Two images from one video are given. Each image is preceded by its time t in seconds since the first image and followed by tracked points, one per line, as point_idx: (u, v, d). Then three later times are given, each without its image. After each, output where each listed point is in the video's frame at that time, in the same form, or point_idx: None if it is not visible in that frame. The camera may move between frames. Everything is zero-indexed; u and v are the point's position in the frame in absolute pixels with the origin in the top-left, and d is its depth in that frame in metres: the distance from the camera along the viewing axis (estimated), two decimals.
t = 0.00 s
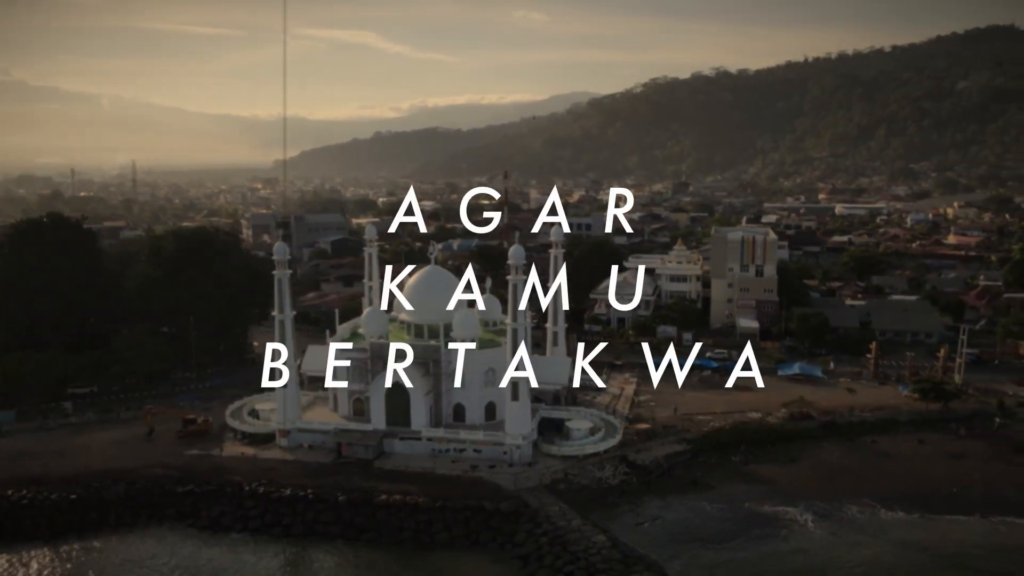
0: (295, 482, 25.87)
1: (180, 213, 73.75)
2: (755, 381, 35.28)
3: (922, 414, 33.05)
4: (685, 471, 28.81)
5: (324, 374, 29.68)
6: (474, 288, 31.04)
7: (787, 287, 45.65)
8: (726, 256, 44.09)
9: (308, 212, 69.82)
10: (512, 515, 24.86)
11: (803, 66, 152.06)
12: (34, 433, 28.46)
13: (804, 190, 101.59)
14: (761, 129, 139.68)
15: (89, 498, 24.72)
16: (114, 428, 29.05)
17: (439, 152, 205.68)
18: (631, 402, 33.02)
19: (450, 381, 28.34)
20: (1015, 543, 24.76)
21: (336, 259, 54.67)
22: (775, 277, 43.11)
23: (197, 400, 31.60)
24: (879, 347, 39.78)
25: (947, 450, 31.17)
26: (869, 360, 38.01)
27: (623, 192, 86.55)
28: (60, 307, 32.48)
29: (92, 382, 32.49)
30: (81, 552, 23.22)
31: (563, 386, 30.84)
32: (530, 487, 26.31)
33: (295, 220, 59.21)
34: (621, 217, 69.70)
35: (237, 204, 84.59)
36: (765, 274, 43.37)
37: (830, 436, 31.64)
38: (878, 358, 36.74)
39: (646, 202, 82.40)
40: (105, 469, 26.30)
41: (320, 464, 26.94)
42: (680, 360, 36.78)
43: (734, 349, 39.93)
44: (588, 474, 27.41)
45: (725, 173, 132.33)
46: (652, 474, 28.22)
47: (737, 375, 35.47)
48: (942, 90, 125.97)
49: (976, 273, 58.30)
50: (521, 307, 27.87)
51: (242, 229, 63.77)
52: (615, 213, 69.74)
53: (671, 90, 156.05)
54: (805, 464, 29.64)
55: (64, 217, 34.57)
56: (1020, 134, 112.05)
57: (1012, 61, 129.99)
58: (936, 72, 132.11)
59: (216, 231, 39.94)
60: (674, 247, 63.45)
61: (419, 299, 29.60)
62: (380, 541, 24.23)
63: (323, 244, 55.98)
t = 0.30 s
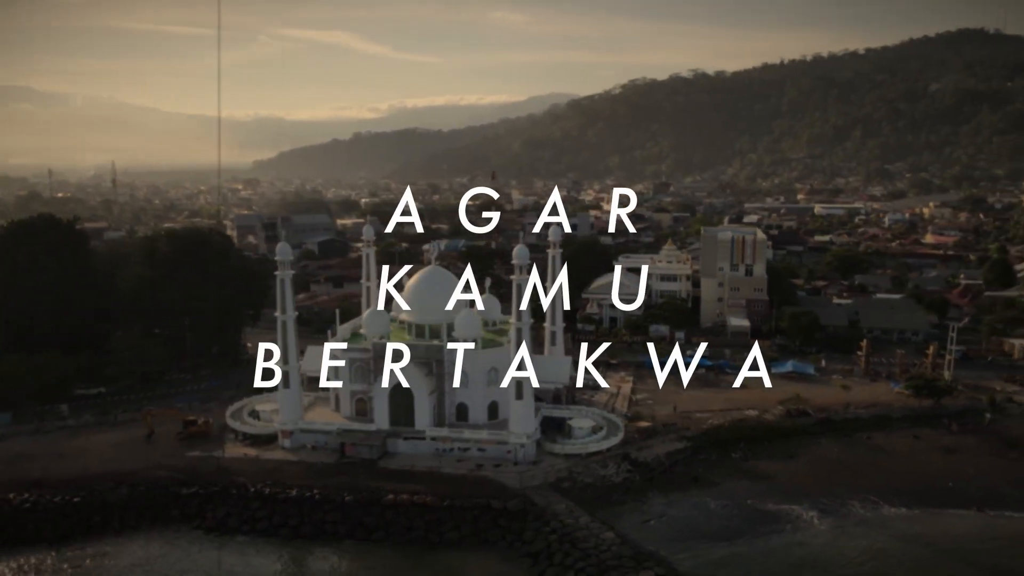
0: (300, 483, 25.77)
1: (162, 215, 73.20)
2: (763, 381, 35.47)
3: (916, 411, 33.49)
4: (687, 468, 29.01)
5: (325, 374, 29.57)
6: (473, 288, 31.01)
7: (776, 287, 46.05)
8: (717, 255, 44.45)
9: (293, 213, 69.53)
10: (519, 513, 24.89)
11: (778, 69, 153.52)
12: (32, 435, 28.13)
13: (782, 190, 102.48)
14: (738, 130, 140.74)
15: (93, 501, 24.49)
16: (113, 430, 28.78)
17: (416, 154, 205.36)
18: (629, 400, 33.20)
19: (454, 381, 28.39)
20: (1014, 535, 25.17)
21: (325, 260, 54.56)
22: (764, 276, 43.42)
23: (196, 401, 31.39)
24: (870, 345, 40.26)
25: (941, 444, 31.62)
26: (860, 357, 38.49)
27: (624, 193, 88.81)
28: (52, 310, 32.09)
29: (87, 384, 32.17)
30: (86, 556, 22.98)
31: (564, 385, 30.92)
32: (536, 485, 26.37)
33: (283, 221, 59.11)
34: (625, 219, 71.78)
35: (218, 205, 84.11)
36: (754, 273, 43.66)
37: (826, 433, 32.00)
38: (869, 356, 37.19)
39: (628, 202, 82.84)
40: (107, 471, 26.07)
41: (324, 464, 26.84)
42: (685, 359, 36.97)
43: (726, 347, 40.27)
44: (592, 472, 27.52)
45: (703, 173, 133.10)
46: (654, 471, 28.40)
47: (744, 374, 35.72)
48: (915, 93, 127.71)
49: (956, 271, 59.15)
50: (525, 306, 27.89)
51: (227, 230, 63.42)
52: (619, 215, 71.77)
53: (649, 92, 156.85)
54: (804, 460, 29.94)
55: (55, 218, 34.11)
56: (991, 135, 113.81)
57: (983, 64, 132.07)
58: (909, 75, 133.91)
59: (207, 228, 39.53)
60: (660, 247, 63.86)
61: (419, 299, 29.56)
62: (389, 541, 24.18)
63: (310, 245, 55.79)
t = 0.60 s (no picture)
0: (306, 483, 25.63)
1: (143, 216, 72.51)
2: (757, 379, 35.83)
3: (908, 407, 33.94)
4: (688, 465, 29.20)
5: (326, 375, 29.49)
6: (473, 288, 31.00)
7: (765, 286, 46.49)
8: (707, 255, 44.89)
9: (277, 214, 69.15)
10: (527, 511, 24.88)
11: (753, 71, 154.86)
12: (29, 438, 27.78)
13: (760, 190, 103.29)
14: (715, 131, 141.77)
15: (97, 504, 24.21)
16: (112, 433, 28.49)
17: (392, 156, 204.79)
18: (627, 398, 33.38)
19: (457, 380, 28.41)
20: (1012, 528, 25.59)
21: (313, 262, 54.33)
22: (754, 276, 43.87)
23: (193, 403, 31.15)
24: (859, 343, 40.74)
25: (934, 439, 32.07)
26: (851, 354, 38.98)
27: (627, 193, 89.85)
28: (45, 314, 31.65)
29: (82, 387, 31.70)
30: (91, 560, 22.71)
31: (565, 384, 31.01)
32: (541, 484, 26.40)
33: (270, 222, 59.54)
34: (627, 218, 72.33)
35: (199, 207, 83.41)
36: (744, 273, 44.13)
37: (822, 429, 32.34)
38: (859, 353, 37.67)
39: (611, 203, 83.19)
40: (109, 473, 25.78)
41: (328, 465, 26.73)
42: (684, 359, 37.19)
43: (718, 345, 40.60)
44: (596, 470, 27.62)
45: (682, 173, 133.71)
46: (656, 469, 28.54)
47: (752, 375, 35.76)
48: (888, 95, 129.41)
49: (935, 270, 60.02)
50: (529, 307, 27.82)
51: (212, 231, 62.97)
52: (621, 213, 72.33)
53: (625, 94, 157.56)
54: (802, 456, 30.24)
55: (46, 220, 33.60)
56: (963, 137, 115.56)
57: (954, 67, 134.16)
58: (881, 77, 135.64)
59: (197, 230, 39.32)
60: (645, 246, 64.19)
61: (421, 299, 29.49)
62: (397, 540, 24.10)
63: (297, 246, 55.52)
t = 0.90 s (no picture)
0: (311, 484, 25.47)
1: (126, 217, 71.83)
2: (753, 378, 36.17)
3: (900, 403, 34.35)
4: (689, 462, 29.36)
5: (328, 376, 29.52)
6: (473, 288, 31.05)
7: (753, 286, 46.92)
8: (697, 255, 45.24)
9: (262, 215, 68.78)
10: (534, 510, 24.84)
11: (729, 73, 156.11)
12: (27, 441, 27.44)
13: (740, 191, 104.11)
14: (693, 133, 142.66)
15: (100, 507, 23.94)
16: (111, 435, 28.19)
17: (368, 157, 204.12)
18: (625, 397, 33.57)
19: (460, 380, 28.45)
20: (1010, 521, 25.96)
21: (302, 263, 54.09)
22: (744, 275, 44.17)
23: (191, 405, 30.90)
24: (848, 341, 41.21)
25: (928, 435, 32.47)
26: (841, 352, 39.43)
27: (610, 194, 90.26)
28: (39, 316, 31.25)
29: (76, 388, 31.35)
30: (97, 564, 22.45)
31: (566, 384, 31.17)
32: (546, 482, 26.41)
33: (255, 222, 60.54)
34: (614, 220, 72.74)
35: (181, 207, 82.77)
36: (734, 273, 44.45)
37: (818, 426, 32.66)
38: (850, 352, 38.12)
39: (595, 204, 83.53)
40: (111, 476, 25.52)
41: (332, 466, 26.61)
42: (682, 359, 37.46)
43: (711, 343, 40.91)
44: (599, 468, 27.69)
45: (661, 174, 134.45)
46: (658, 466, 28.67)
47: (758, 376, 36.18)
48: (863, 97, 131.02)
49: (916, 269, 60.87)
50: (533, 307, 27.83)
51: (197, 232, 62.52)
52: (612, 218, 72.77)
53: (603, 96, 158.21)
54: (800, 452, 30.51)
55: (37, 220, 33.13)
56: (937, 138, 117.14)
57: (926, 70, 136.10)
58: (856, 80, 137.28)
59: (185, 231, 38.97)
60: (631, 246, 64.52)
61: (422, 300, 29.46)
62: (405, 540, 24.00)
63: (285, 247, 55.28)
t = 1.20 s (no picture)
0: (317, 484, 25.36)
1: (107, 219, 71.13)
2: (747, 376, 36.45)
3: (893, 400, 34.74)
4: (690, 459, 29.54)
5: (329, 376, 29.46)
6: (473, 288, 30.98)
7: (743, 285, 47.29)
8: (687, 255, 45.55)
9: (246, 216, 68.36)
10: (541, 508, 24.88)
11: (705, 75, 157.19)
12: (26, 444, 27.09)
13: (719, 192, 104.80)
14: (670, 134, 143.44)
15: (105, 509, 23.68)
16: (111, 438, 27.90)
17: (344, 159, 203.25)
18: (623, 396, 33.72)
19: (463, 380, 28.45)
20: (1008, 514, 26.34)
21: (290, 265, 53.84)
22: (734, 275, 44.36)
23: (190, 406, 30.67)
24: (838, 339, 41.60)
25: (921, 430, 32.88)
26: (832, 350, 39.85)
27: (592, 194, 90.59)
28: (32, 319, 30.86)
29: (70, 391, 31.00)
30: (103, 568, 22.19)
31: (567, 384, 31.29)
32: (551, 481, 26.45)
33: (244, 223, 61.10)
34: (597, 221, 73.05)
35: (161, 208, 82.05)
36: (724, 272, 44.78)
37: (814, 422, 32.98)
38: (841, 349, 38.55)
39: (577, 205, 83.79)
40: (114, 478, 25.26)
41: (337, 466, 26.51)
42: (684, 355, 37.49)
43: (702, 343, 41.20)
44: (602, 466, 27.79)
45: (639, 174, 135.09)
46: (660, 464, 28.81)
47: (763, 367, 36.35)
48: (837, 99, 132.36)
49: (898, 268, 61.61)
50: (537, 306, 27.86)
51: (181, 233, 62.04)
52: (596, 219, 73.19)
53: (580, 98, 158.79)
54: (798, 449, 30.80)
55: (29, 223, 32.66)
56: (910, 139, 118.58)
57: (899, 73, 137.73)
58: (830, 83, 138.72)
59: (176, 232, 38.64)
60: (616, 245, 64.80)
61: (424, 299, 29.28)
62: (413, 539, 23.94)
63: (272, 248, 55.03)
